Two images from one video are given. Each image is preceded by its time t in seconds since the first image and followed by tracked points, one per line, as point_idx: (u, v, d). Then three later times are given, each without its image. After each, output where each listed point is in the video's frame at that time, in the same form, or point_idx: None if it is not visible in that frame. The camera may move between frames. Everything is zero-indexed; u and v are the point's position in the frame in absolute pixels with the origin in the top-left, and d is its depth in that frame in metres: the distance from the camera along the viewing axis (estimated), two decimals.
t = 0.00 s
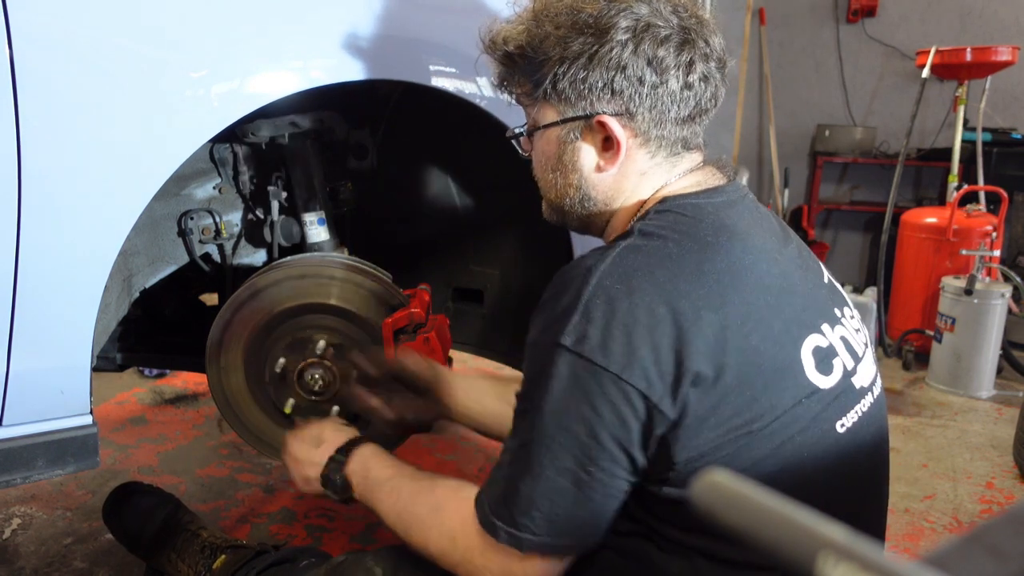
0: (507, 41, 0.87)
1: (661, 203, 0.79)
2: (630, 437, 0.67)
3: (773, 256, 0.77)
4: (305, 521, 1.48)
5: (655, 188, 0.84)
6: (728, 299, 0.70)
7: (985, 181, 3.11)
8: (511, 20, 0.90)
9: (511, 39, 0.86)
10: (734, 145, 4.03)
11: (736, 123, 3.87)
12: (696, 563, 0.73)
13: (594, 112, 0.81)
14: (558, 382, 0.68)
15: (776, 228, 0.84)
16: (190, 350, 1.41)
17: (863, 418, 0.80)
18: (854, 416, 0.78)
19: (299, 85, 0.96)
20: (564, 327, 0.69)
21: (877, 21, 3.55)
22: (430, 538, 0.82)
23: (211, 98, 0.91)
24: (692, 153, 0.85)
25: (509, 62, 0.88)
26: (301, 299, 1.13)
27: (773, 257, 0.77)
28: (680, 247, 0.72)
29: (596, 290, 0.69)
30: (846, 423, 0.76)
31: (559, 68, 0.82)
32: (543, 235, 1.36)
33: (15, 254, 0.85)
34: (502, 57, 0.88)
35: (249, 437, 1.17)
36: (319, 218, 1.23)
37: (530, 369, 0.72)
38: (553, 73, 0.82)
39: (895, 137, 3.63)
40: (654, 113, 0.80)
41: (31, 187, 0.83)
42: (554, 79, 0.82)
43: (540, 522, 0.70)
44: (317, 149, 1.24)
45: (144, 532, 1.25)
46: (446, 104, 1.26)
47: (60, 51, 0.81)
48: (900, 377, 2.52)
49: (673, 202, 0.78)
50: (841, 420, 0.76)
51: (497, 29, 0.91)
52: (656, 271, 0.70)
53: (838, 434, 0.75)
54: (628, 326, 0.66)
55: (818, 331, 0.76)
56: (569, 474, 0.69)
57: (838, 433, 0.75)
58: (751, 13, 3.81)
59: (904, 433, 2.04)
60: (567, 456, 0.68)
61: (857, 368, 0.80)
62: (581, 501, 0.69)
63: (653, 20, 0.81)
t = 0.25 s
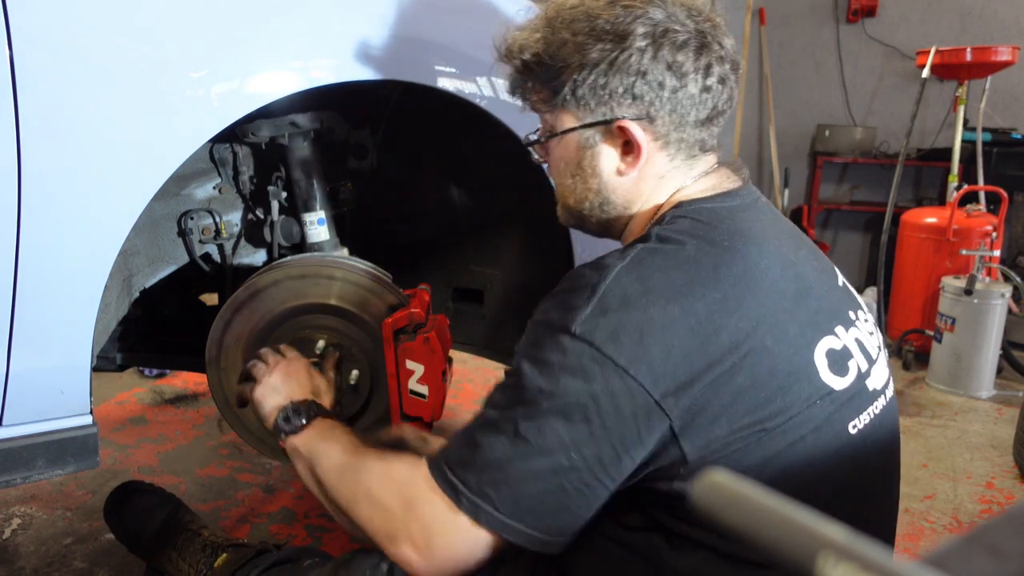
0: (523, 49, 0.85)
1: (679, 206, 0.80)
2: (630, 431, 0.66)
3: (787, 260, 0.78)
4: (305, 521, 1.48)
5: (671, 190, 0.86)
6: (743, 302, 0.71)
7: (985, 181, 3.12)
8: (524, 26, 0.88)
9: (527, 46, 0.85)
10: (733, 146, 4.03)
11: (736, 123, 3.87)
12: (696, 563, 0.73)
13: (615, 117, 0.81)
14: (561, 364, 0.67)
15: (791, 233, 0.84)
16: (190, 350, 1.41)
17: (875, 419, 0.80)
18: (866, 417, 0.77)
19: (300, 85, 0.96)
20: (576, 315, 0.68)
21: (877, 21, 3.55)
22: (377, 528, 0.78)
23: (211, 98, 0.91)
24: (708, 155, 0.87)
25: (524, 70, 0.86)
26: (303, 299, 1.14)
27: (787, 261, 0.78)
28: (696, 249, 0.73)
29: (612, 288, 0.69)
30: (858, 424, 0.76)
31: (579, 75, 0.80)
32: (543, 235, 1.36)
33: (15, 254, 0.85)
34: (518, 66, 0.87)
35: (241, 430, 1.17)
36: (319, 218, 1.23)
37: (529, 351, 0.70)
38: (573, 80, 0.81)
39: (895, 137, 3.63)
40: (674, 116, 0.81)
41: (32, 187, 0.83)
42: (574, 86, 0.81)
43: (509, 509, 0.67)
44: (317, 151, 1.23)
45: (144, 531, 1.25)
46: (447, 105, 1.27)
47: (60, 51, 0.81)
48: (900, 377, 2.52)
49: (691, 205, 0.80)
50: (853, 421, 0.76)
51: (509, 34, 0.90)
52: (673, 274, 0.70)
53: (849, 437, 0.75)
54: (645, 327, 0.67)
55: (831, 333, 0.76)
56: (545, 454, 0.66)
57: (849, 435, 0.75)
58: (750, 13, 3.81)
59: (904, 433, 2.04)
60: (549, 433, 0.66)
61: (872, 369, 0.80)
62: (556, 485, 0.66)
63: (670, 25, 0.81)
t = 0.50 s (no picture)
0: (528, 41, 0.85)
1: (681, 203, 0.80)
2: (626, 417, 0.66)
3: (792, 256, 0.78)
4: (305, 521, 1.48)
5: (671, 188, 0.85)
6: (749, 295, 0.71)
7: (985, 181, 3.12)
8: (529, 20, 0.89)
9: (532, 39, 0.85)
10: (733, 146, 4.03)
11: (736, 123, 3.87)
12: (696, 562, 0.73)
13: (617, 112, 0.81)
14: (558, 343, 0.68)
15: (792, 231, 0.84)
16: (190, 350, 1.41)
17: (880, 412, 0.80)
18: (871, 409, 0.78)
19: (300, 85, 0.96)
20: (579, 297, 0.70)
21: (877, 21, 3.56)
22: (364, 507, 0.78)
23: (211, 98, 0.91)
24: (709, 153, 0.86)
25: (528, 62, 0.86)
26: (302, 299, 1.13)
27: (792, 256, 0.78)
28: (702, 241, 0.74)
29: (618, 274, 0.70)
30: (865, 414, 0.77)
31: (583, 68, 0.81)
32: (543, 235, 1.36)
33: (15, 254, 0.85)
34: (521, 57, 0.87)
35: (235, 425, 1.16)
36: (319, 218, 1.23)
37: (530, 330, 0.72)
38: (577, 74, 0.81)
39: (895, 137, 3.63)
40: (677, 113, 0.81)
41: (32, 187, 0.83)
42: (578, 79, 0.81)
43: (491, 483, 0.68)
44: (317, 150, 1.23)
45: (144, 531, 1.25)
46: (446, 105, 1.27)
47: (60, 51, 0.81)
48: (900, 377, 2.52)
49: (692, 203, 0.80)
50: (860, 412, 0.76)
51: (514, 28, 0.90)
52: (679, 262, 0.72)
53: (853, 428, 0.75)
54: (649, 312, 0.67)
55: (836, 325, 0.77)
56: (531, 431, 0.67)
57: (856, 424, 0.76)
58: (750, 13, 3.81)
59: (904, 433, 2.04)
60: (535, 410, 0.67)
61: (875, 360, 0.81)
62: (538, 463, 0.67)
63: (675, 23, 0.82)
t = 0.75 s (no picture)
0: (508, 45, 0.85)
1: (663, 210, 0.80)
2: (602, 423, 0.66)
3: (776, 261, 0.78)
4: (305, 521, 1.48)
5: (654, 194, 0.86)
6: (729, 303, 0.71)
7: (985, 181, 3.12)
8: (511, 23, 0.88)
9: (512, 44, 0.85)
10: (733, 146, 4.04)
11: (736, 123, 3.87)
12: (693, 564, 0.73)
13: (598, 120, 0.81)
14: (535, 350, 0.68)
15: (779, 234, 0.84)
16: (190, 350, 1.40)
17: (864, 413, 0.80)
18: (855, 411, 0.78)
19: (300, 85, 0.96)
20: (555, 305, 0.70)
21: (877, 21, 3.56)
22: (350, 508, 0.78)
23: (211, 98, 0.91)
24: (691, 159, 0.86)
25: (508, 66, 0.86)
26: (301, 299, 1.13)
27: (775, 261, 0.78)
28: (682, 249, 0.74)
29: (595, 282, 0.70)
30: (848, 417, 0.77)
31: (563, 75, 0.80)
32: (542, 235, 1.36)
33: (15, 254, 0.85)
34: (501, 62, 0.87)
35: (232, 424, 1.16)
36: (319, 218, 1.24)
37: (509, 337, 0.72)
38: (557, 81, 0.81)
39: (895, 137, 3.63)
40: (657, 122, 0.81)
41: (31, 187, 0.83)
42: (557, 86, 0.81)
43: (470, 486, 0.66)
44: (316, 149, 1.23)
45: (144, 531, 1.25)
46: (446, 105, 1.27)
47: (60, 51, 0.81)
48: (900, 377, 2.52)
49: (674, 209, 0.79)
50: (843, 415, 0.76)
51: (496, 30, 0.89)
52: (656, 270, 0.71)
53: (839, 431, 0.76)
54: (625, 320, 0.67)
55: (820, 328, 0.77)
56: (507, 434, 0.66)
57: (841, 427, 0.76)
58: (751, 13, 3.81)
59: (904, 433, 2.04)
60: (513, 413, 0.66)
61: (860, 362, 0.81)
62: (514, 469, 0.66)
63: (657, 29, 0.81)
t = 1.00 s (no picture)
0: (489, 51, 0.85)
1: (652, 221, 0.79)
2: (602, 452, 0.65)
3: (767, 270, 0.78)
4: (305, 521, 1.48)
5: (640, 204, 0.85)
6: (718, 315, 0.71)
7: (985, 181, 3.12)
8: (493, 27, 0.88)
9: (493, 50, 0.85)
10: (733, 146, 4.04)
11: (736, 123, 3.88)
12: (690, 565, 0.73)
13: (578, 129, 0.80)
14: (527, 384, 0.68)
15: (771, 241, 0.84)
16: (190, 350, 1.40)
17: (858, 419, 0.80)
18: (849, 417, 0.78)
19: (299, 85, 0.97)
20: (542, 335, 0.70)
21: (877, 21, 3.56)
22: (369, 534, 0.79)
23: (211, 98, 0.91)
24: (678, 167, 0.85)
25: (489, 73, 0.86)
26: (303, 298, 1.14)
27: (766, 270, 0.77)
28: (670, 265, 0.73)
29: (580, 308, 0.70)
30: (843, 425, 0.77)
31: (542, 83, 0.80)
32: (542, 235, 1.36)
33: (14, 254, 0.85)
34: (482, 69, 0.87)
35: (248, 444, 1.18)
36: (319, 218, 1.23)
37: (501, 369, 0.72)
38: (537, 88, 0.81)
39: (895, 137, 3.63)
40: (639, 131, 0.80)
41: (31, 188, 0.83)
42: (537, 93, 0.81)
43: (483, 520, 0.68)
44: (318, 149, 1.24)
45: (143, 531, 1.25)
46: (444, 105, 1.28)
47: (60, 51, 0.81)
48: (900, 377, 2.52)
49: (665, 220, 0.79)
50: (838, 422, 0.76)
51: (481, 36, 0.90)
52: (643, 290, 0.71)
53: (835, 439, 0.76)
54: (614, 343, 0.67)
55: (812, 336, 0.77)
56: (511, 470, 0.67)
57: (835, 437, 0.76)
58: (750, 13, 3.81)
59: (904, 433, 2.04)
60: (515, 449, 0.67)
61: (852, 367, 0.81)
62: (523, 502, 0.67)
63: (640, 35, 0.80)
